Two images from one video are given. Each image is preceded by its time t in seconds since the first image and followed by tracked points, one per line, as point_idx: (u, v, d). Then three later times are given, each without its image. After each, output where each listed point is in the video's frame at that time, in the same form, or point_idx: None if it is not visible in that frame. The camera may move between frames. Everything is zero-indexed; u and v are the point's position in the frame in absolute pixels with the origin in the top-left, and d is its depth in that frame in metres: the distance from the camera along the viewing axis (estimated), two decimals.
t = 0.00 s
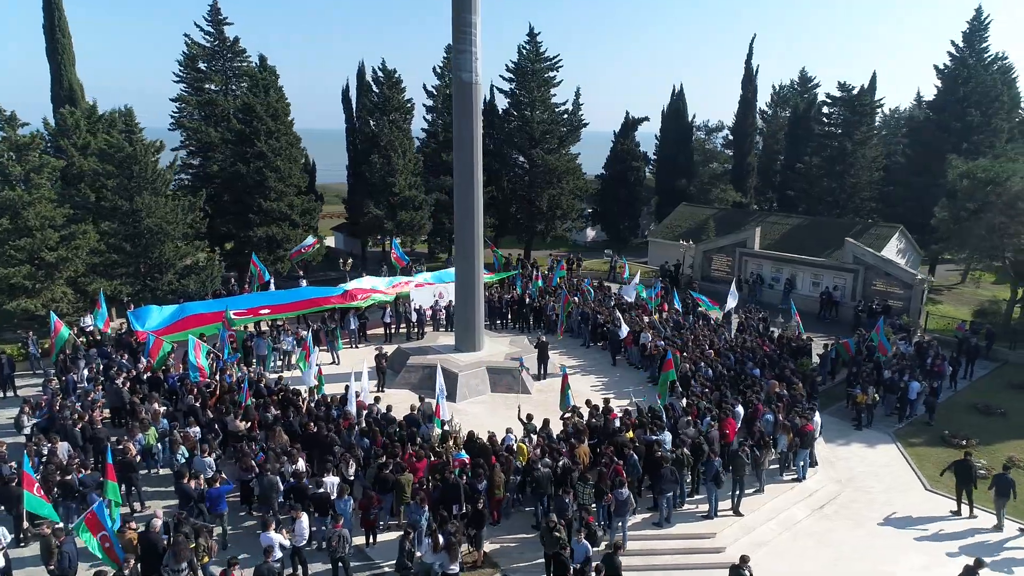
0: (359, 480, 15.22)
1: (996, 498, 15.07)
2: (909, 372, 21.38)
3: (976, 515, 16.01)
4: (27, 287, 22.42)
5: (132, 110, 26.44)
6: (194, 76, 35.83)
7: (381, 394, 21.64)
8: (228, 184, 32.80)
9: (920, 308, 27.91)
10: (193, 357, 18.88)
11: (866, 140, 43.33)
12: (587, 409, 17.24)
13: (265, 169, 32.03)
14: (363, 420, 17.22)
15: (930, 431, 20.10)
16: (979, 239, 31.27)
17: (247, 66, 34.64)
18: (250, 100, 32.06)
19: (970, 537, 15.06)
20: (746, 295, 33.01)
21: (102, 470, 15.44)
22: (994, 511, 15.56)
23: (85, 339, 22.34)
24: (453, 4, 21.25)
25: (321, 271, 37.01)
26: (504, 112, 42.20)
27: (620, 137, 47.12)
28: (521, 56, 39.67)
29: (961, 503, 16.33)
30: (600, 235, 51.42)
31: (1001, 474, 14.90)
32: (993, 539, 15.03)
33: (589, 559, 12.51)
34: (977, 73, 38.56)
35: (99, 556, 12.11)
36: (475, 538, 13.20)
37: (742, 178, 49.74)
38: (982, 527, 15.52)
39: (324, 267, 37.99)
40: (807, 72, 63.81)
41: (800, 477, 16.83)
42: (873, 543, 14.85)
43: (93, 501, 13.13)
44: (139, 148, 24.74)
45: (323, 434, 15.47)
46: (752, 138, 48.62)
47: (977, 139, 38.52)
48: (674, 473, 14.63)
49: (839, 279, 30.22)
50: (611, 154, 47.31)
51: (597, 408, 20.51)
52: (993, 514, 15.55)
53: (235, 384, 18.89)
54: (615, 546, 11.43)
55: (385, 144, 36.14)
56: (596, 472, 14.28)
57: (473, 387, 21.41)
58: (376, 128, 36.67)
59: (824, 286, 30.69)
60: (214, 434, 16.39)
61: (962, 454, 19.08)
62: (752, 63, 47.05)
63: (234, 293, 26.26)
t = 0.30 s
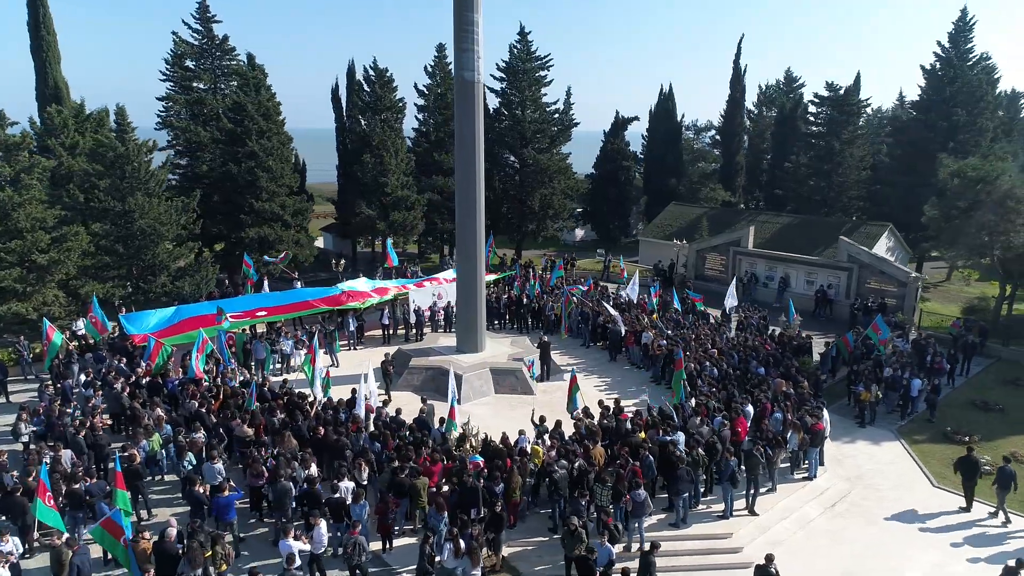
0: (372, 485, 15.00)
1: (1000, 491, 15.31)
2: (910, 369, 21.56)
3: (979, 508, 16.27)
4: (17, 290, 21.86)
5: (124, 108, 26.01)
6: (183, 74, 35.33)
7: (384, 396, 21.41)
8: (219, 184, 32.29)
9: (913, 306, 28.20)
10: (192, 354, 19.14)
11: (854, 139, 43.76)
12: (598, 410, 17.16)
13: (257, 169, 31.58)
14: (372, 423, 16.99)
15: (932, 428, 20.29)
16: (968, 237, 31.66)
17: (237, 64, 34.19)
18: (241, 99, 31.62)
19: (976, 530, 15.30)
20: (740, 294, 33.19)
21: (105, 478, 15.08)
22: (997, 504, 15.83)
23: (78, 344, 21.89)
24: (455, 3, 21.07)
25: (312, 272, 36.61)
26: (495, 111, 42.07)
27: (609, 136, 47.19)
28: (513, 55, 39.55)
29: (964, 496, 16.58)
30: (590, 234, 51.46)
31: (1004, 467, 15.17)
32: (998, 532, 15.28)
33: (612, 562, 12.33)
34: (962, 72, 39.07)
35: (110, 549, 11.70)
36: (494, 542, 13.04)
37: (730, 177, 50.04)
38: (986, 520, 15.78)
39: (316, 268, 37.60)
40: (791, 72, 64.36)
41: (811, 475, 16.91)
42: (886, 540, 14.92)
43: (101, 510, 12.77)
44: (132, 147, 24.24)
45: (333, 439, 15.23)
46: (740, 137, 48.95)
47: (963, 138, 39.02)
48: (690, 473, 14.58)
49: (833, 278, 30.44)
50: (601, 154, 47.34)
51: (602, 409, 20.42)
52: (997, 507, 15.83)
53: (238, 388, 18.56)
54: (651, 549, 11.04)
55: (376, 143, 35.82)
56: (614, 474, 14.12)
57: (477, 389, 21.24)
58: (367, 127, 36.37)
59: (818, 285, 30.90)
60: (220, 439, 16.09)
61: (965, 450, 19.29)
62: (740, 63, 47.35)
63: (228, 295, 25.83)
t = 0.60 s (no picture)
0: (386, 489, 14.79)
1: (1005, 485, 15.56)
2: (913, 367, 21.72)
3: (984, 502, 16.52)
4: (10, 294, 21.32)
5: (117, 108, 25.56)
6: (172, 73, 34.83)
7: (389, 398, 21.19)
8: (211, 184, 31.79)
9: (909, 304, 28.48)
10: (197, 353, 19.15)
11: (843, 139, 44.15)
12: (609, 410, 17.08)
13: (250, 170, 31.16)
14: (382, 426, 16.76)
15: (936, 425, 20.46)
16: (960, 235, 32.04)
17: (229, 62, 33.72)
18: (233, 98, 31.16)
19: (984, 525, 15.53)
20: (736, 293, 33.32)
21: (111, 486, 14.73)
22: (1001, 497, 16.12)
23: (73, 348, 21.44)
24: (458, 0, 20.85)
25: (304, 273, 36.18)
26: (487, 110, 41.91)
27: (601, 136, 47.20)
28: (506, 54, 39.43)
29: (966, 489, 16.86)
30: (581, 234, 51.42)
31: (1007, 460, 15.45)
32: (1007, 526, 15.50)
33: (637, 565, 12.28)
34: (950, 73, 39.51)
35: (127, 556, 11.55)
36: (516, 546, 12.91)
37: (720, 177, 50.26)
38: (993, 514, 16.01)
39: (308, 269, 37.17)
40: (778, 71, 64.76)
41: (823, 474, 16.98)
42: (901, 537, 14.98)
43: (114, 519, 12.49)
44: (127, 146, 23.79)
45: (346, 443, 14.98)
46: (730, 136, 49.21)
47: (952, 138, 39.49)
48: (706, 473, 14.53)
49: (828, 276, 30.65)
50: (592, 153, 47.34)
51: (609, 409, 20.33)
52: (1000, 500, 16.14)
53: (242, 392, 18.25)
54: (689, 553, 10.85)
55: (370, 143, 35.51)
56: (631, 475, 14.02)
57: (482, 391, 21.06)
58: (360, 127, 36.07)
59: (814, 283, 31.11)
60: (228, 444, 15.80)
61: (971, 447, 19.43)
62: (730, 62, 47.60)
63: (224, 297, 25.42)
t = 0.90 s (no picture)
0: (402, 493, 14.62)
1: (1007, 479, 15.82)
2: (916, 365, 21.88)
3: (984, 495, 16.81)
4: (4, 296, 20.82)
5: (111, 107, 25.16)
6: (163, 71, 34.37)
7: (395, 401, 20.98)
8: (204, 185, 31.31)
9: (905, 301, 28.76)
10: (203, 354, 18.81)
11: (834, 138, 44.49)
12: (622, 411, 17.04)
13: (244, 169, 30.75)
14: (394, 428, 16.59)
15: (939, 422, 20.64)
16: (953, 234, 32.41)
17: (221, 61, 33.34)
18: (226, 97, 30.76)
19: (987, 517, 15.82)
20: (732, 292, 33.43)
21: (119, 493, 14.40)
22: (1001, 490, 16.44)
23: (70, 353, 21.01)
24: None
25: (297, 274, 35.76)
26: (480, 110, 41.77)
27: (593, 135, 47.17)
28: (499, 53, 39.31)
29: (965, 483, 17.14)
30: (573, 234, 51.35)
31: (1010, 455, 15.69)
32: (1011, 519, 15.79)
33: (663, 567, 12.24)
34: (939, 72, 39.92)
35: (146, 565, 11.41)
36: (538, 548, 12.83)
37: (711, 176, 50.42)
38: (995, 508, 16.30)
39: (301, 270, 36.74)
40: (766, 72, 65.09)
41: (834, 472, 17.06)
42: (915, 534, 15.07)
43: (129, 527, 12.26)
44: (123, 146, 23.45)
45: (360, 446, 14.79)
46: (721, 136, 49.44)
47: (941, 137, 39.94)
48: (723, 473, 14.53)
49: (825, 275, 30.88)
50: (584, 153, 47.31)
51: (617, 410, 20.28)
52: (999, 493, 16.48)
53: (248, 396, 17.98)
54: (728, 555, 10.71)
55: (364, 143, 35.22)
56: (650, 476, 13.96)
57: (488, 391, 20.98)
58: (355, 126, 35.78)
59: (810, 282, 31.32)
60: (238, 449, 15.54)
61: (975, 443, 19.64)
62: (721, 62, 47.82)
63: (222, 299, 25.04)
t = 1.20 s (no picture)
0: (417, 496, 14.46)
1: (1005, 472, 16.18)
2: (916, 361, 22.10)
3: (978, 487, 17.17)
4: None
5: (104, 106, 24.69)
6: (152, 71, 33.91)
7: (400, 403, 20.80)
8: (196, 185, 30.86)
9: (900, 299, 29.08)
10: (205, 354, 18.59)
11: (823, 138, 44.89)
12: (634, 410, 17.02)
13: (237, 169, 30.34)
14: (406, 430, 16.44)
15: (941, 418, 20.88)
16: (944, 232, 32.83)
17: (212, 60, 32.94)
18: (218, 96, 30.32)
19: (987, 509, 16.14)
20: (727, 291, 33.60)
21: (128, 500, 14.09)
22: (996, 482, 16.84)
23: (66, 357, 20.60)
24: None
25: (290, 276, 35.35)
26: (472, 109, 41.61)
27: (584, 135, 47.19)
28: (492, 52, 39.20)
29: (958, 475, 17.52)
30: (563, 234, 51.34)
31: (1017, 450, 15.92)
32: (1010, 511, 16.13)
33: (687, 568, 12.17)
34: (927, 73, 40.43)
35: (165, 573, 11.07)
36: (560, 551, 12.74)
37: (701, 176, 50.64)
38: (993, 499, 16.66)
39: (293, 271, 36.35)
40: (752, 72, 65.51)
41: (844, 470, 17.17)
42: (924, 529, 15.25)
43: (144, 535, 12.00)
44: (119, 146, 23.07)
45: (374, 450, 14.61)
46: (710, 136, 49.70)
47: (929, 137, 40.46)
48: (739, 472, 14.54)
49: (821, 273, 31.17)
50: (575, 152, 47.31)
51: (624, 410, 20.26)
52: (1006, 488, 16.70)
53: (255, 399, 17.73)
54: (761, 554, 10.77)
55: (357, 143, 34.96)
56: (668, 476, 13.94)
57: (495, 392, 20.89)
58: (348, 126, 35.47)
59: (806, 280, 31.60)
60: (248, 453, 15.30)
61: (974, 439, 19.90)
62: (710, 62, 48.06)
63: (219, 301, 24.68)
